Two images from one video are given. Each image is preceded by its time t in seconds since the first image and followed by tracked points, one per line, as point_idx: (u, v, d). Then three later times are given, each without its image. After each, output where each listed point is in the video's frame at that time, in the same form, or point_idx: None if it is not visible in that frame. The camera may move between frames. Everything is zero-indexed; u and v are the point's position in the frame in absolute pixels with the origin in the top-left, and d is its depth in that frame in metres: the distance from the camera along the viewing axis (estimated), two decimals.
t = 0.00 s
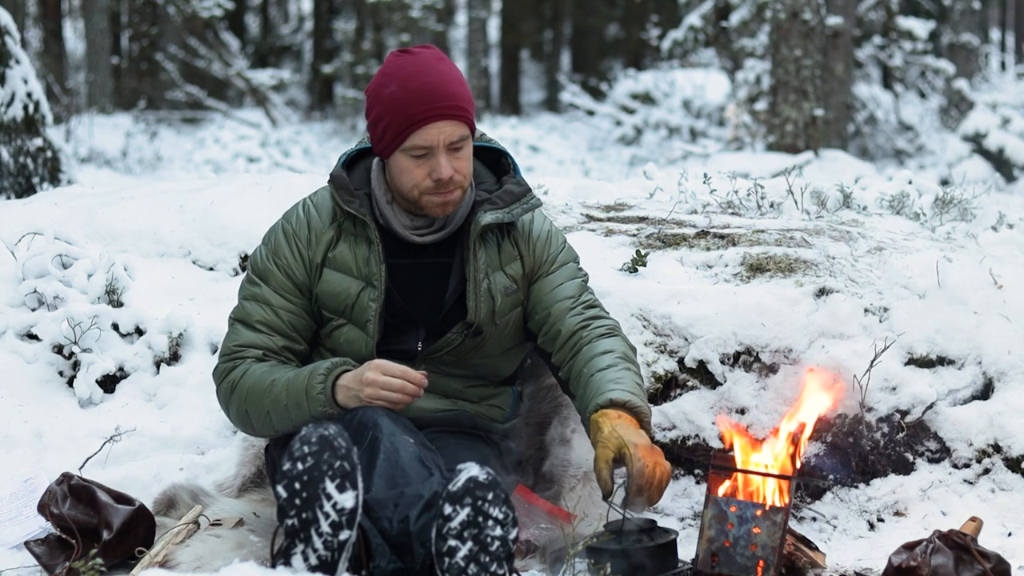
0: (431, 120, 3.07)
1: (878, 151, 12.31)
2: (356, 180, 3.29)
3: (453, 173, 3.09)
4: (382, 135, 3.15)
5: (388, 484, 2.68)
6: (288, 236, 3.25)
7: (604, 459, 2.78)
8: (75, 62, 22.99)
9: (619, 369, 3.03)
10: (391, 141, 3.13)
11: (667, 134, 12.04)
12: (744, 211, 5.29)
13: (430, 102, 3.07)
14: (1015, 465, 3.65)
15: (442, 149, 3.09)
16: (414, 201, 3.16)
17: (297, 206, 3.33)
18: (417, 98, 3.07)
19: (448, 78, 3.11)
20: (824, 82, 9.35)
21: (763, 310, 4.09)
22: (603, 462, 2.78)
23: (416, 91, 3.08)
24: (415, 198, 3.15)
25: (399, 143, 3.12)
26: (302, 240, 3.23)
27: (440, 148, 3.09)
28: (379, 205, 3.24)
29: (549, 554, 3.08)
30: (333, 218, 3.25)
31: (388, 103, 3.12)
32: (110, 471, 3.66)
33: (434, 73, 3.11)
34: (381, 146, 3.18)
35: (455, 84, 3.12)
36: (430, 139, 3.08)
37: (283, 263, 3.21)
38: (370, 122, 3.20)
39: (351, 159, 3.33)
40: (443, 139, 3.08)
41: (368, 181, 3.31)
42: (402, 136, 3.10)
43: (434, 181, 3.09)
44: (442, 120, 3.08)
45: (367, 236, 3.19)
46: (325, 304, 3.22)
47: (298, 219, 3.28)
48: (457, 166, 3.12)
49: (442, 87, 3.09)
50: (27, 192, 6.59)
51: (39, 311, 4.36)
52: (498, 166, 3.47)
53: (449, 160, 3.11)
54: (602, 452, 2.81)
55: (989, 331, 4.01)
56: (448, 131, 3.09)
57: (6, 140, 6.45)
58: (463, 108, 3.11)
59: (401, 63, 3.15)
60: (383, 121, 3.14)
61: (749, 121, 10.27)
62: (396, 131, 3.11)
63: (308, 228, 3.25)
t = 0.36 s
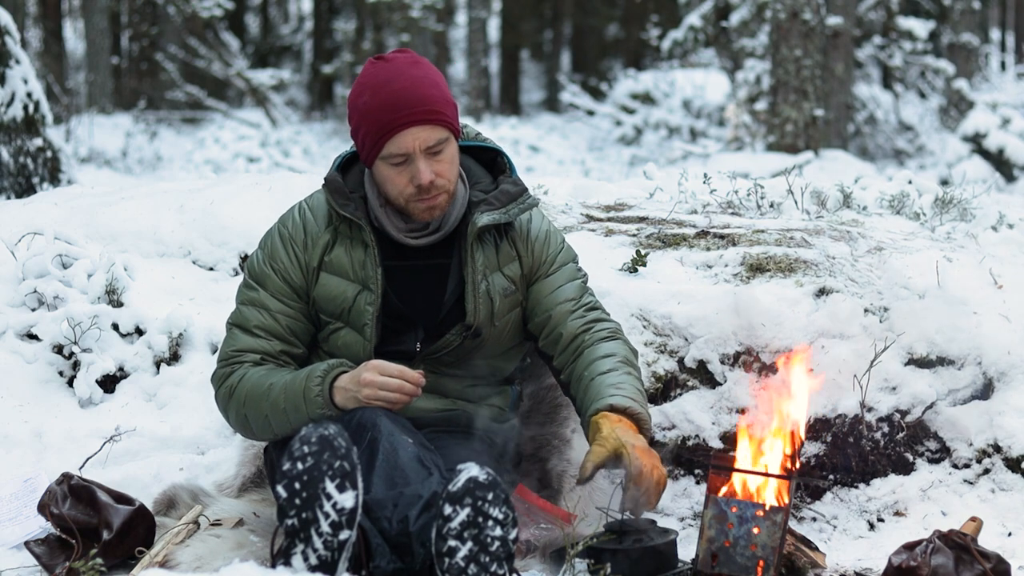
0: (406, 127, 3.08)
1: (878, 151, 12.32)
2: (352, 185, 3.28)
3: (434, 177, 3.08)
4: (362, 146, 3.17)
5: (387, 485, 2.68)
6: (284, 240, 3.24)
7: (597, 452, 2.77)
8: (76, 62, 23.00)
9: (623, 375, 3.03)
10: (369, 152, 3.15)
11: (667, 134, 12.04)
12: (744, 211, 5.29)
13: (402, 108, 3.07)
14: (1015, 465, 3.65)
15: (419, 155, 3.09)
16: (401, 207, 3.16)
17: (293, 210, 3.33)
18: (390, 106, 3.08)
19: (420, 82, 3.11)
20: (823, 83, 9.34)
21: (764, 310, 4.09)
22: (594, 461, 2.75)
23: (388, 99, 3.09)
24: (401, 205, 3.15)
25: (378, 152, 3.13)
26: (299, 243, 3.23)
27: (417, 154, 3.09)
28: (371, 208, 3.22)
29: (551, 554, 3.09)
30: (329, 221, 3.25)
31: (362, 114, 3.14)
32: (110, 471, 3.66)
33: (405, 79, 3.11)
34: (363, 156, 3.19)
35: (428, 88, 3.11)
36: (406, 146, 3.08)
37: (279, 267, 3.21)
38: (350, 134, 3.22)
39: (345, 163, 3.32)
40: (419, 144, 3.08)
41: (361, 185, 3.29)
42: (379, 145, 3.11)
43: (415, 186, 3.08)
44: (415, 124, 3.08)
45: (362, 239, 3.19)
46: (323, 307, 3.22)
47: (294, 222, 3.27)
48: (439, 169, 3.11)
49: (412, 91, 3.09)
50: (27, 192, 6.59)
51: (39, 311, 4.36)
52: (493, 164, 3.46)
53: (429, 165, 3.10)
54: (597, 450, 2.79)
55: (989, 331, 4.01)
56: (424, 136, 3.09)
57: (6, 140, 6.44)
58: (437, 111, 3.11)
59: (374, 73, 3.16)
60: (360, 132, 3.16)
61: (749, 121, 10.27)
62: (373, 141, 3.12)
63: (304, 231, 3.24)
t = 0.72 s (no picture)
0: (396, 128, 3.07)
1: (878, 151, 12.32)
2: (346, 185, 3.28)
3: (424, 179, 3.07)
4: (353, 147, 3.17)
5: (387, 485, 2.68)
6: (280, 241, 3.24)
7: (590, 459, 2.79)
8: (76, 62, 23.00)
9: (610, 370, 3.02)
10: (360, 152, 3.14)
11: (667, 134, 12.04)
12: (743, 211, 5.29)
13: (393, 109, 3.07)
14: (1015, 465, 3.64)
15: (409, 156, 3.08)
16: (393, 208, 3.16)
17: (288, 211, 3.32)
18: (380, 107, 3.08)
19: (410, 84, 3.11)
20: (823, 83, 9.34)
21: (764, 310, 4.08)
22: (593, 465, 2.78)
23: (378, 101, 3.09)
24: (392, 207, 3.15)
25: (368, 154, 3.13)
26: (294, 245, 3.23)
27: (407, 155, 3.08)
28: (366, 209, 3.23)
29: (550, 554, 3.08)
30: (323, 222, 3.24)
31: (353, 115, 3.14)
32: (110, 471, 3.66)
33: (395, 80, 3.11)
34: (354, 157, 3.19)
35: (418, 89, 3.11)
36: (396, 147, 3.07)
37: (275, 269, 3.21)
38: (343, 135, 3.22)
39: (339, 164, 3.31)
40: (409, 145, 3.07)
41: (356, 185, 3.29)
42: (370, 146, 3.10)
43: (406, 187, 3.08)
44: (406, 125, 3.07)
45: (356, 239, 3.18)
46: (319, 308, 3.22)
47: (289, 223, 3.27)
48: (429, 171, 3.10)
49: (402, 92, 3.09)
50: (27, 192, 6.59)
51: (39, 311, 4.36)
52: (487, 163, 3.46)
53: (420, 166, 3.09)
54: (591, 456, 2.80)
55: (989, 331, 4.01)
56: (414, 137, 3.08)
57: (6, 140, 6.44)
58: (428, 112, 3.10)
59: (365, 74, 3.16)
60: (351, 132, 3.16)
61: (749, 121, 10.28)
62: (364, 142, 3.12)
63: (300, 232, 3.24)
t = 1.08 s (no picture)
0: (393, 129, 3.08)
1: (879, 151, 12.33)
2: (343, 185, 3.27)
3: (421, 179, 3.07)
4: (349, 149, 3.17)
5: (387, 485, 2.68)
6: (277, 243, 3.24)
7: (609, 445, 2.79)
8: (76, 62, 23.00)
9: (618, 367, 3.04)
10: (356, 154, 3.14)
11: (667, 134, 12.03)
12: (744, 211, 5.28)
13: (388, 111, 3.07)
14: (1015, 465, 3.64)
15: (405, 157, 3.08)
16: (389, 210, 3.16)
17: (285, 213, 3.32)
18: (376, 109, 3.08)
19: (405, 84, 3.11)
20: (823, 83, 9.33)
21: (764, 309, 4.09)
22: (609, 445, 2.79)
23: (374, 102, 3.09)
24: (388, 207, 3.15)
25: (364, 155, 3.13)
26: (292, 246, 3.23)
27: (402, 156, 3.08)
28: (362, 210, 3.21)
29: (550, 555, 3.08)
30: (321, 223, 3.24)
31: (349, 117, 3.14)
32: (110, 471, 3.66)
33: (390, 81, 3.11)
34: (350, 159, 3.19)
35: (414, 90, 3.11)
36: (391, 149, 3.07)
37: (272, 271, 3.21)
38: (338, 138, 3.22)
39: (335, 165, 3.31)
40: (405, 147, 3.07)
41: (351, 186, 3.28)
42: (366, 147, 3.10)
43: (402, 188, 3.07)
44: (401, 127, 3.08)
45: (354, 240, 3.18)
46: (316, 309, 3.22)
47: (286, 225, 3.27)
48: (425, 171, 3.10)
49: (398, 93, 3.09)
50: (27, 192, 6.60)
51: (39, 311, 4.36)
52: (485, 162, 3.46)
53: (416, 167, 3.09)
54: (606, 445, 2.80)
55: (989, 331, 4.01)
56: (410, 138, 3.08)
57: (6, 140, 6.44)
58: (424, 113, 3.11)
59: (360, 76, 3.17)
60: (347, 134, 3.17)
61: (749, 121, 10.28)
62: (360, 144, 3.12)
63: (297, 234, 3.24)
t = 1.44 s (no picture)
0: (395, 132, 3.07)
1: (879, 151, 12.33)
2: (340, 186, 3.26)
3: (423, 182, 3.08)
4: (349, 150, 3.16)
5: (387, 485, 2.68)
6: (274, 244, 3.24)
7: (622, 429, 2.78)
8: (76, 62, 23.00)
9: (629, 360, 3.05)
10: (357, 156, 3.14)
11: (667, 134, 12.03)
12: (744, 211, 5.28)
13: (390, 113, 3.07)
14: (1015, 464, 3.64)
15: (408, 160, 3.08)
16: (391, 213, 3.17)
17: (282, 214, 3.32)
18: (379, 111, 3.08)
19: (406, 86, 3.11)
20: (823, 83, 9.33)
21: (764, 309, 4.08)
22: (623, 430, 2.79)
23: (376, 105, 3.09)
24: (390, 210, 3.15)
25: (366, 157, 3.12)
26: (289, 247, 3.23)
27: (406, 159, 3.08)
28: (359, 210, 3.21)
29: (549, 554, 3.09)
30: (317, 224, 3.24)
31: (351, 119, 3.13)
32: (110, 471, 3.66)
33: (391, 83, 3.11)
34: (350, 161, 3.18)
35: (415, 92, 3.11)
36: (395, 152, 3.07)
37: (269, 272, 3.21)
38: (338, 139, 3.21)
39: (333, 165, 3.31)
40: (407, 148, 3.08)
41: (349, 186, 3.28)
42: (368, 150, 3.10)
43: (405, 190, 3.08)
44: (403, 128, 3.08)
45: (351, 240, 3.18)
46: (315, 309, 3.22)
47: (283, 226, 3.27)
48: (428, 174, 3.11)
49: (399, 95, 3.09)
50: (27, 192, 6.60)
51: (39, 311, 4.36)
52: (482, 162, 3.45)
53: (419, 169, 3.09)
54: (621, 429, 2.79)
55: (990, 331, 4.00)
56: (413, 141, 3.09)
57: (6, 140, 6.44)
58: (425, 114, 3.11)
59: (360, 77, 3.16)
60: (348, 137, 3.16)
61: (749, 121, 10.27)
62: (362, 146, 3.11)
63: (294, 235, 3.24)
